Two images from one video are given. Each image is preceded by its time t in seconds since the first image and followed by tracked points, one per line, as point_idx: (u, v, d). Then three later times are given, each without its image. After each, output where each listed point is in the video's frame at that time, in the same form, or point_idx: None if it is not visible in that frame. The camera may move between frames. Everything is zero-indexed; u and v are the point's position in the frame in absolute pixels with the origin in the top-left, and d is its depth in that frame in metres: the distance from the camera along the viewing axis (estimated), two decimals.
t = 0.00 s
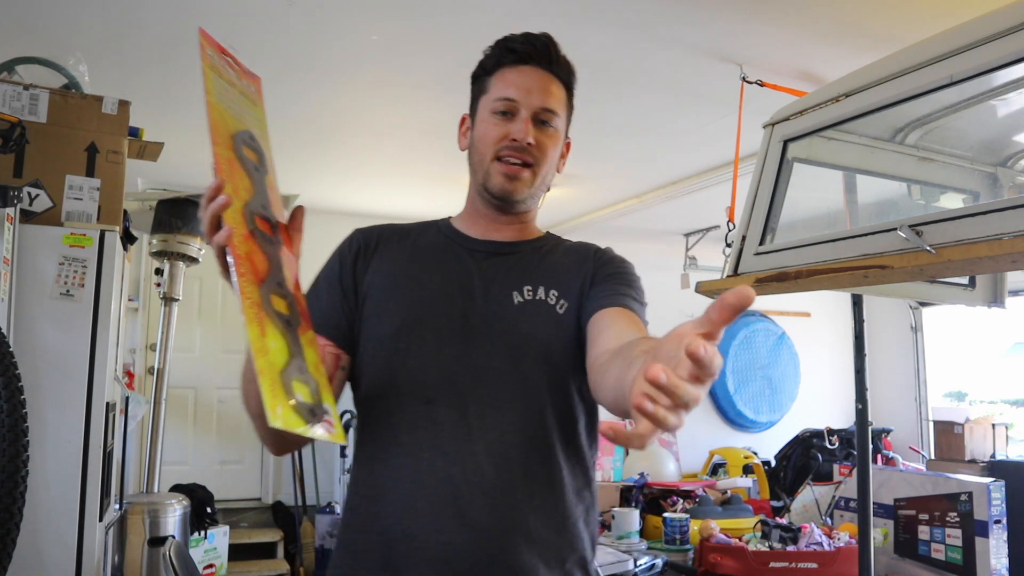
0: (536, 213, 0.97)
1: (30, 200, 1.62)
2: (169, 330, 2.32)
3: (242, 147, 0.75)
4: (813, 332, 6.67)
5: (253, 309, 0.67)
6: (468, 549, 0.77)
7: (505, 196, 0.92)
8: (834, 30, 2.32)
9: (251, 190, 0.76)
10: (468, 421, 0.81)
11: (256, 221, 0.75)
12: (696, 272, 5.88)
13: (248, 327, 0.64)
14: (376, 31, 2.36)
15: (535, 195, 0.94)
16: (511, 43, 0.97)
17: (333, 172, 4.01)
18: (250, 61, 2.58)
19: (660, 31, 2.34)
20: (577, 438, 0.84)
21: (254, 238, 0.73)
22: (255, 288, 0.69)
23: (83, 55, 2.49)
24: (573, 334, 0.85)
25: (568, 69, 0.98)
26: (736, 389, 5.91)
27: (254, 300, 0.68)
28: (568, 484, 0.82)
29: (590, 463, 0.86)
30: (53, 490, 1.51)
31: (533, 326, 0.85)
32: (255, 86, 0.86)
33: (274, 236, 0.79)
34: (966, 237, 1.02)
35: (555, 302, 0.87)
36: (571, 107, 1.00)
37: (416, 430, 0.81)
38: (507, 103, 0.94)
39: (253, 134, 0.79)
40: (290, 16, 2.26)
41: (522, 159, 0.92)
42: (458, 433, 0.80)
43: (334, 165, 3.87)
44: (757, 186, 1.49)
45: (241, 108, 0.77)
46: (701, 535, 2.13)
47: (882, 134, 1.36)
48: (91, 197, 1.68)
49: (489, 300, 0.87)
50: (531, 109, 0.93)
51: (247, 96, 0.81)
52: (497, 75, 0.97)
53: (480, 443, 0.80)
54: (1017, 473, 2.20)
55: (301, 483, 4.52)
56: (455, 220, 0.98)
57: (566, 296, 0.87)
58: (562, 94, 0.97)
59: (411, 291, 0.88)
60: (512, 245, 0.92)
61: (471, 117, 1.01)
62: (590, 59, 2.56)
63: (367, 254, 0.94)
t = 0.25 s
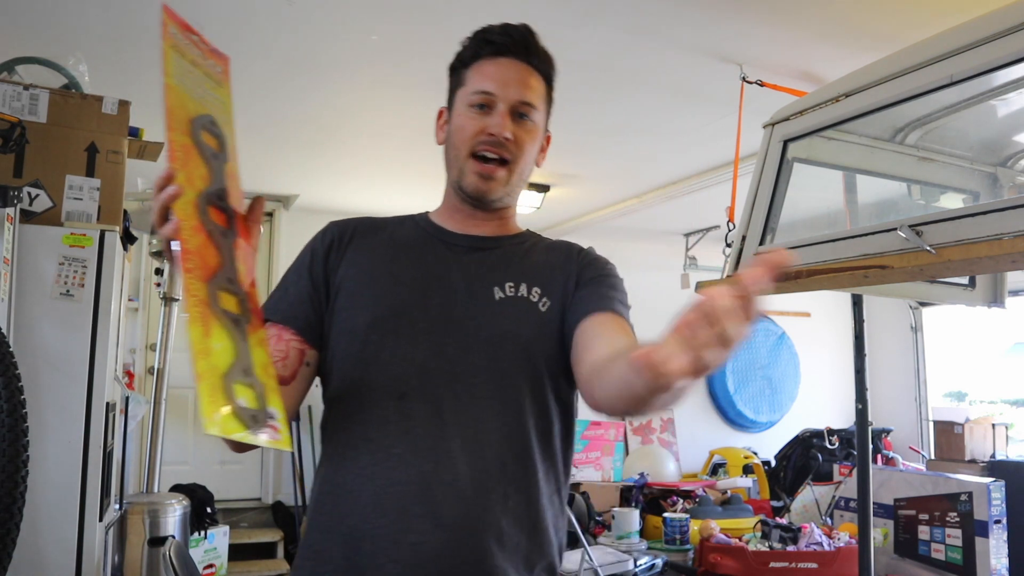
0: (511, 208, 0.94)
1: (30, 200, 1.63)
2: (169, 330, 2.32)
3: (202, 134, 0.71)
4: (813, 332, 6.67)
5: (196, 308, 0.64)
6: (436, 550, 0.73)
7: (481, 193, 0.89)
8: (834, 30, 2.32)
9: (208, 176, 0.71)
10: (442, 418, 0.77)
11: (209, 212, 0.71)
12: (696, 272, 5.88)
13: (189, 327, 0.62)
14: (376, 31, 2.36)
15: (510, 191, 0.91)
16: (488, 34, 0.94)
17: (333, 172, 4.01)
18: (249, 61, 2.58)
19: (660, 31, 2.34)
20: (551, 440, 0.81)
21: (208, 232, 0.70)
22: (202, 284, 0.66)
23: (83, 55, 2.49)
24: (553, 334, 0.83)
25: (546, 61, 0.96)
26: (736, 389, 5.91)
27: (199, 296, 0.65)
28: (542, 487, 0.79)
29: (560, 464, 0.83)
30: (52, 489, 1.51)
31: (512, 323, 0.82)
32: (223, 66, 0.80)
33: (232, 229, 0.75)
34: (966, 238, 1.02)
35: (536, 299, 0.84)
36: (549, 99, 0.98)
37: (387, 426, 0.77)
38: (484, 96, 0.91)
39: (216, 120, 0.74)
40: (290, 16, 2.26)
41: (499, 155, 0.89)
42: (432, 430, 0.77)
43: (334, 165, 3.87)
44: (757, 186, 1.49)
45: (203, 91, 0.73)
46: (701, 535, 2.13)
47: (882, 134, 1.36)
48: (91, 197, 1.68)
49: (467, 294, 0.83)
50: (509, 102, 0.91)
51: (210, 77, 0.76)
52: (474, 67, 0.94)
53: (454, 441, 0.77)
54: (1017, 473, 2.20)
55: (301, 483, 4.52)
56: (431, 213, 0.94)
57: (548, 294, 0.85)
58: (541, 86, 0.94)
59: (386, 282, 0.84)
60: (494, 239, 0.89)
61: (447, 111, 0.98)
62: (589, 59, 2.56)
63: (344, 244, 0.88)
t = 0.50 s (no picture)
0: (493, 199, 0.95)
1: (30, 200, 1.63)
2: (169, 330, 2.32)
3: (133, 156, 0.68)
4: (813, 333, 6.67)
5: (131, 332, 0.63)
6: (413, 562, 0.77)
7: (457, 187, 0.92)
8: (834, 30, 2.32)
9: (144, 201, 0.69)
10: (425, 427, 0.81)
11: (145, 234, 0.69)
12: (696, 272, 5.88)
13: (121, 348, 0.62)
14: (376, 31, 2.36)
15: (487, 181, 0.92)
16: (436, 29, 0.97)
17: (333, 172, 4.01)
18: (250, 61, 2.59)
19: (660, 32, 2.35)
20: (531, 446, 0.85)
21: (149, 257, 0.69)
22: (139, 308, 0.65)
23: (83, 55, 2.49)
24: (545, 341, 0.87)
25: (500, 41, 0.97)
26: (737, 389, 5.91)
27: (133, 322, 0.64)
28: (522, 492, 0.83)
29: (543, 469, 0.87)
30: (52, 490, 1.51)
31: (503, 330, 0.86)
32: (161, 86, 0.76)
33: (174, 249, 0.72)
34: (966, 238, 1.02)
35: (528, 308, 0.88)
36: (517, 82, 0.99)
37: (371, 437, 0.81)
38: (443, 92, 0.94)
39: (151, 140, 0.71)
40: (290, 17, 2.26)
41: (468, 147, 0.91)
42: (416, 440, 0.80)
43: (334, 164, 3.87)
44: (757, 186, 1.49)
45: (136, 114, 0.70)
46: (701, 535, 2.13)
47: (882, 134, 1.36)
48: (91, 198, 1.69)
49: (459, 302, 0.87)
50: (467, 93, 0.93)
51: (146, 99, 0.72)
52: (429, 65, 0.97)
53: (436, 450, 0.80)
54: (1017, 473, 2.20)
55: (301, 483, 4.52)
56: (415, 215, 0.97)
57: (540, 304, 0.89)
58: (501, 71, 0.96)
59: (374, 291, 0.87)
60: (481, 241, 0.92)
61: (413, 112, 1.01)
62: (589, 59, 2.56)
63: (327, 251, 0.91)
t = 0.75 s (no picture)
0: (513, 201, 0.98)
1: (30, 200, 1.62)
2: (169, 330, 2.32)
3: (155, 207, 0.74)
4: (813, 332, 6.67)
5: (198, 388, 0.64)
6: (459, 569, 0.82)
7: (479, 189, 0.93)
8: (834, 30, 2.32)
9: (177, 255, 0.71)
10: (461, 437, 0.84)
11: (188, 290, 0.69)
12: (696, 272, 5.88)
13: (207, 429, 0.62)
14: (376, 31, 2.36)
15: (506, 183, 0.95)
16: (453, 30, 0.98)
17: (333, 172, 4.01)
18: (250, 61, 2.59)
19: (660, 31, 2.34)
20: (564, 450, 0.90)
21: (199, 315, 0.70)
22: (192, 355, 0.65)
23: (83, 54, 2.49)
24: (570, 346, 0.91)
25: (517, 41, 0.99)
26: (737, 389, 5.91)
27: (200, 391, 0.64)
28: (556, 494, 0.88)
29: (574, 471, 0.92)
30: (53, 490, 1.51)
31: (531, 337, 0.89)
32: (165, 121, 0.90)
33: (214, 300, 0.71)
34: (966, 237, 1.02)
35: (554, 314, 0.91)
36: (534, 82, 1.01)
37: (408, 449, 0.84)
38: (461, 94, 0.95)
39: (171, 190, 0.77)
40: (291, 17, 2.26)
41: (489, 150, 0.93)
42: (452, 450, 0.84)
43: (335, 165, 3.87)
44: (757, 186, 1.49)
45: (149, 166, 0.78)
46: (701, 535, 2.13)
47: (881, 134, 1.36)
48: (91, 198, 1.69)
49: (486, 311, 0.90)
50: (487, 96, 0.95)
51: (152, 138, 0.83)
52: (446, 66, 0.98)
53: (472, 460, 0.84)
54: (1017, 473, 2.20)
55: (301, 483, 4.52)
56: (434, 217, 0.98)
57: (564, 309, 0.92)
58: (520, 72, 0.98)
59: (400, 300, 0.89)
60: (500, 244, 0.95)
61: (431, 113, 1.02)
62: (590, 59, 2.56)
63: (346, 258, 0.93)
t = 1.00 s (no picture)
0: (528, 209, 0.98)
1: (30, 200, 1.63)
2: (168, 330, 2.32)
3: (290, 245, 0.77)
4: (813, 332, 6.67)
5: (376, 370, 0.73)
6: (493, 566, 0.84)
7: (491, 201, 0.94)
8: (834, 30, 2.32)
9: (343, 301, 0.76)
10: (492, 437, 0.85)
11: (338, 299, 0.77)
12: (696, 272, 5.88)
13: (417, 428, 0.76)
14: (376, 31, 2.36)
15: (520, 195, 0.95)
16: (475, 39, 0.97)
17: (333, 172, 4.01)
18: (250, 61, 2.59)
19: (660, 31, 2.34)
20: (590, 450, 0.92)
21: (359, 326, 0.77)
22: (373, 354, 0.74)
23: (82, 54, 2.49)
24: (592, 345, 0.93)
25: (539, 53, 0.97)
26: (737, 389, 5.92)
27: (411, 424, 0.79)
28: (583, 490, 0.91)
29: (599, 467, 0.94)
30: (53, 490, 1.51)
31: (556, 337, 0.91)
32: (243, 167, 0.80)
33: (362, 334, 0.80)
34: (966, 237, 1.02)
35: (576, 314, 0.93)
36: (554, 92, 0.99)
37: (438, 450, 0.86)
38: (478, 106, 0.94)
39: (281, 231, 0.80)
40: (291, 16, 2.26)
41: (501, 164, 0.93)
42: (485, 447, 0.85)
43: (335, 165, 3.88)
44: (757, 186, 1.48)
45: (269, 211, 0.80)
46: (701, 535, 2.13)
47: (881, 134, 1.36)
48: (91, 198, 1.68)
49: (511, 311, 0.91)
50: (503, 108, 0.93)
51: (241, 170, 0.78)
52: (467, 74, 0.97)
53: (505, 457, 0.85)
54: (1017, 473, 2.20)
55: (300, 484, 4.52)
56: (456, 220, 0.99)
57: (586, 309, 0.94)
58: (539, 83, 0.96)
59: (426, 302, 0.90)
60: (521, 247, 0.96)
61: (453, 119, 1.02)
62: (590, 59, 2.56)
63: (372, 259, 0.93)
